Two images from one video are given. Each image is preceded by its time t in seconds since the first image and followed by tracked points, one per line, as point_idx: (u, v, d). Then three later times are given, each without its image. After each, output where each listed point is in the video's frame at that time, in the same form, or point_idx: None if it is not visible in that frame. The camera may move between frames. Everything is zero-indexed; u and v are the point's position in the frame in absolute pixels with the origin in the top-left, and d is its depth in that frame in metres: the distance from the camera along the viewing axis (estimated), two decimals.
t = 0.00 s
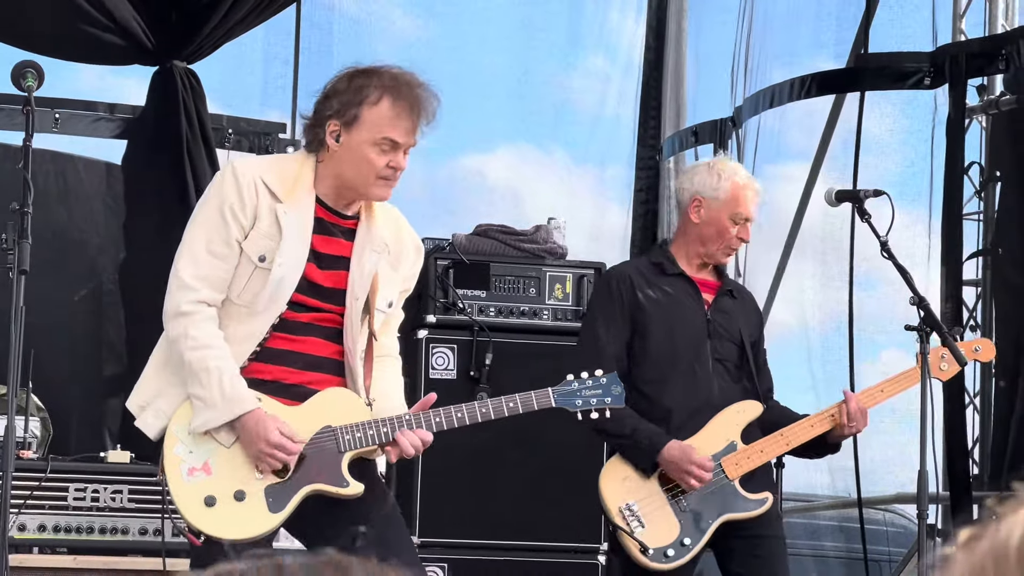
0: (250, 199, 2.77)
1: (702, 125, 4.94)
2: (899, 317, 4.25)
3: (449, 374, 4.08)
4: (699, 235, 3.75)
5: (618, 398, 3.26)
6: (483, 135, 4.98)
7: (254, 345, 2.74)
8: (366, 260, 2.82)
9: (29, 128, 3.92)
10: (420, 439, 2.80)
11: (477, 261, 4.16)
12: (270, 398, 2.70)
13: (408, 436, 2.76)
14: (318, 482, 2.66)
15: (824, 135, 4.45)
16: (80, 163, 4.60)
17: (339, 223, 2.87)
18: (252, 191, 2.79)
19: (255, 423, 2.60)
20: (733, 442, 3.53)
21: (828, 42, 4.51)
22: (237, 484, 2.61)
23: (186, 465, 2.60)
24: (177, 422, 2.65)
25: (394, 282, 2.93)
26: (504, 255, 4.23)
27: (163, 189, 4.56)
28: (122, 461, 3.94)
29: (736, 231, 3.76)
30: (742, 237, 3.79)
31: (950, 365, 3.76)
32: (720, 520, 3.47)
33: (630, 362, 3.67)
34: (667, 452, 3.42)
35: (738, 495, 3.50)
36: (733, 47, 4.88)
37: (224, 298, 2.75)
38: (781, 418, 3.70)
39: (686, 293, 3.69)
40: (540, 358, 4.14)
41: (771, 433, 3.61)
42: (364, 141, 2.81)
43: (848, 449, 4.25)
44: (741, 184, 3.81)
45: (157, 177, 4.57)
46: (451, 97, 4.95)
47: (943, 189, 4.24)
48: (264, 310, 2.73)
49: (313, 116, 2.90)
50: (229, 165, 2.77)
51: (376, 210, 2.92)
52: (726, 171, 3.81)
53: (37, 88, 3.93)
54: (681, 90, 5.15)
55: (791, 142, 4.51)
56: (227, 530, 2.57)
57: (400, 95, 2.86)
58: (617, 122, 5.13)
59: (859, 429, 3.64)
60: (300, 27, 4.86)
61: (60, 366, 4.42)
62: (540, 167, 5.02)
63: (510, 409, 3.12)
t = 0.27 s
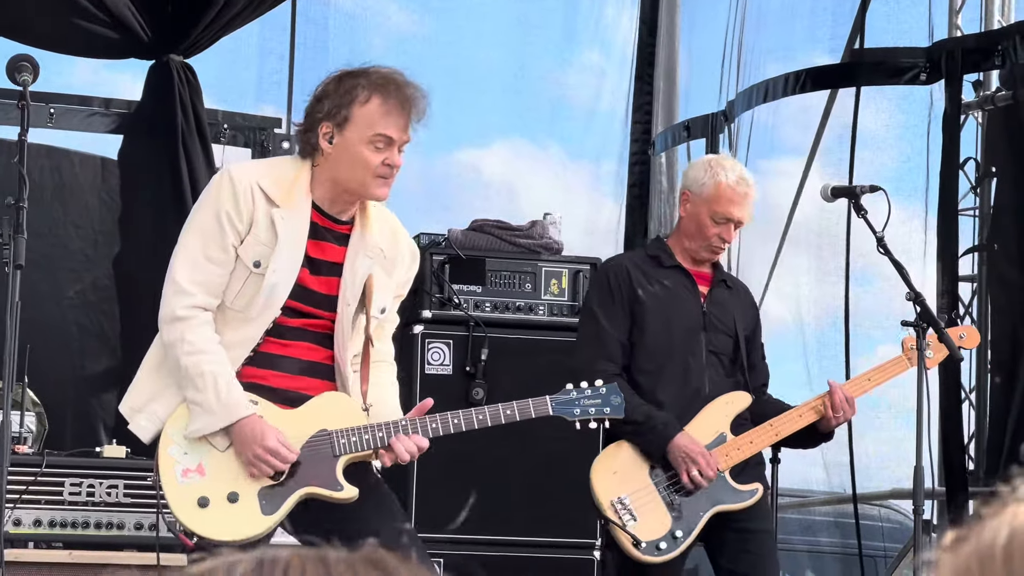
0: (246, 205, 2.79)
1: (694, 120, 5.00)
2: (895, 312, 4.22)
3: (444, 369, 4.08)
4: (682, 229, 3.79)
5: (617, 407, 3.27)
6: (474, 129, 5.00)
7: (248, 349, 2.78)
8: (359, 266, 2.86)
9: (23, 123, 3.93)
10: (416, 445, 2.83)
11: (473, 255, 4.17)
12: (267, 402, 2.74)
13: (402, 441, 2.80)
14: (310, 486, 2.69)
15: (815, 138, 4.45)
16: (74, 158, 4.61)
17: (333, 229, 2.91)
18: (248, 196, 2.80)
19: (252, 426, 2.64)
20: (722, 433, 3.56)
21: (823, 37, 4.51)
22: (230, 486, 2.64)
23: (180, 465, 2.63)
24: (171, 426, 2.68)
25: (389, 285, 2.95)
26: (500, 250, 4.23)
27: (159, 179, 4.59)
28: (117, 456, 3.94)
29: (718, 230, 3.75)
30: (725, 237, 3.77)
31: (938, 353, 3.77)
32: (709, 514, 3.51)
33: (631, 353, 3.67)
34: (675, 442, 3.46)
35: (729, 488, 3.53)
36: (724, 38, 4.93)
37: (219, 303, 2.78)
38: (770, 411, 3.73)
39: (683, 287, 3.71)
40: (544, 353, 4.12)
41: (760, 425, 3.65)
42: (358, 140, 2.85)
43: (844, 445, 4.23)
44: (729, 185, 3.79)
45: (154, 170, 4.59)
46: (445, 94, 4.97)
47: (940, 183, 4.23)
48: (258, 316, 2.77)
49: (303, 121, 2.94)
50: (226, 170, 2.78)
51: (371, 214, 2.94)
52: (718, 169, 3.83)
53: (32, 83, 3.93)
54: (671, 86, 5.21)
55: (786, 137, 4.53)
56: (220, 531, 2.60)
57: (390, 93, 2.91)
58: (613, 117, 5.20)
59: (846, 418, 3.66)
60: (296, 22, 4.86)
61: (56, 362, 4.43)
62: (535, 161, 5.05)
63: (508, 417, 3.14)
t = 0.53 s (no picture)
0: (239, 202, 2.79)
1: (690, 115, 5.01)
2: (892, 309, 4.24)
3: (441, 365, 4.07)
4: (684, 219, 3.79)
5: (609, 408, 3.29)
6: (471, 123, 5.04)
7: (241, 344, 2.78)
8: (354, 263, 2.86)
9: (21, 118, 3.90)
10: (404, 441, 2.83)
11: (471, 251, 4.16)
12: (258, 398, 2.75)
13: (390, 435, 2.80)
14: (301, 481, 2.70)
15: (813, 134, 4.48)
16: (70, 153, 4.60)
17: (327, 225, 2.91)
18: (242, 192, 2.80)
19: (241, 422, 2.65)
20: (716, 429, 3.55)
21: (821, 32, 4.54)
22: (220, 481, 2.65)
23: (171, 459, 2.65)
24: (163, 420, 2.69)
25: (382, 283, 2.97)
26: (496, 245, 4.24)
27: (155, 171, 4.61)
28: (113, 451, 3.94)
29: (724, 215, 3.76)
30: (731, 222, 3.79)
31: (932, 346, 3.78)
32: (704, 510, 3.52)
33: (623, 351, 3.67)
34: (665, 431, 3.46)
35: (720, 484, 3.54)
36: (719, 32, 4.94)
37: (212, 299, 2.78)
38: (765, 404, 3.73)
39: (677, 282, 3.71)
40: (541, 347, 4.14)
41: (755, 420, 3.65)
42: (353, 143, 2.85)
43: (841, 440, 4.25)
44: (730, 170, 3.82)
45: (152, 167, 4.61)
46: (445, 92, 5.01)
47: (937, 178, 4.24)
48: (249, 312, 2.77)
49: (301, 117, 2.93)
50: (219, 166, 2.78)
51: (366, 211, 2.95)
52: (713, 157, 3.84)
53: (29, 78, 3.92)
54: (664, 81, 5.20)
55: (785, 133, 4.56)
56: (209, 525, 2.61)
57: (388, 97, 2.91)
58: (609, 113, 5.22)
59: (840, 414, 3.66)
60: (293, 18, 4.87)
61: (52, 357, 4.43)
62: (532, 156, 5.09)
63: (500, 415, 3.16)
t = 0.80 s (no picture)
0: (239, 200, 2.79)
1: (688, 112, 5.02)
2: (889, 306, 4.24)
3: (440, 362, 4.07)
4: (680, 222, 3.78)
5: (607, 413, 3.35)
6: (468, 121, 5.04)
7: (240, 342, 2.78)
8: (352, 263, 2.86)
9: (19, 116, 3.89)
10: (401, 445, 2.84)
11: (468, 249, 4.17)
12: (255, 399, 2.75)
13: (387, 440, 2.81)
14: (297, 481, 2.70)
15: (812, 126, 4.51)
16: (68, 150, 4.61)
17: (326, 224, 2.91)
18: (242, 191, 2.80)
19: (242, 424, 2.65)
20: (718, 427, 3.56)
21: (819, 31, 4.55)
22: (216, 481, 2.65)
23: (166, 458, 2.65)
24: (160, 417, 2.69)
25: (381, 283, 2.97)
26: (494, 243, 4.23)
27: (153, 165, 4.56)
28: (112, 449, 3.94)
29: (719, 223, 3.74)
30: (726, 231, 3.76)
31: (932, 342, 3.77)
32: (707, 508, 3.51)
33: (625, 348, 3.68)
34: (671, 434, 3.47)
35: (721, 484, 3.53)
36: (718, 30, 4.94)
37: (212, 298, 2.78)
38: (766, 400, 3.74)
39: (677, 279, 3.71)
40: (538, 346, 4.14)
41: (757, 418, 3.65)
42: (353, 141, 2.85)
43: (838, 438, 4.28)
44: (730, 180, 3.77)
45: (148, 160, 4.58)
46: (443, 90, 5.02)
47: (933, 174, 4.25)
48: (249, 309, 2.77)
49: (301, 114, 2.94)
50: (219, 165, 2.77)
51: (365, 212, 2.95)
52: (716, 162, 3.80)
53: (27, 76, 3.94)
54: (658, 79, 5.24)
55: (783, 130, 4.58)
56: (203, 524, 2.60)
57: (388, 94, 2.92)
58: (605, 104, 5.25)
59: (841, 410, 3.67)
60: (290, 15, 4.88)
61: (50, 354, 4.45)
62: (528, 153, 5.10)
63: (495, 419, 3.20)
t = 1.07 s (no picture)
0: (239, 201, 2.79)
1: (688, 112, 5.02)
2: (887, 306, 4.25)
3: (439, 361, 4.08)
4: (680, 217, 3.80)
5: (611, 406, 3.37)
6: (468, 120, 5.04)
7: (241, 343, 2.78)
8: (353, 260, 2.86)
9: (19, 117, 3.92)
10: (404, 441, 2.83)
11: (467, 248, 4.16)
12: (258, 398, 2.75)
13: (390, 435, 2.81)
14: (300, 480, 2.72)
15: (811, 131, 4.49)
16: (67, 149, 4.62)
17: (325, 222, 2.91)
18: (241, 191, 2.81)
19: (240, 426, 2.65)
20: (721, 425, 3.57)
21: (818, 30, 4.56)
22: (219, 480, 2.67)
23: (169, 459, 2.66)
24: (161, 418, 2.70)
25: (380, 281, 2.96)
26: (493, 242, 4.23)
27: (154, 163, 4.58)
28: (111, 448, 3.94)
29: (716, 218, 3.75)
30: (724, 227, 3.78)
31: (936, 343, 3.80)
32: (707, 507, 3.52)
33: (626, 346, 3.67)
34: (669, 422, 3.47)
35: (722, 484, 3.55)
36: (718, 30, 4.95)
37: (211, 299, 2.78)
38: (770, 399, 3.74)
39: (681, 276, 3.72)
40: (538, 346, 4.13)
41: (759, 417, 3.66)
42: (354, 144, 2.85)
43: (836, 437, 4.29)
44: (728, 174, 3.79)
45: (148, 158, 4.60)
46: (443, 90, 5.01)
47: (932, 174, 4.25)
48: (249, 310, 2.77)
49: (302, 115, 2.94)
50: (218, 165, 2.78)
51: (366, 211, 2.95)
52: (715, 156, 3.83)
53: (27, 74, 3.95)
54: (659, 79, 5.24)
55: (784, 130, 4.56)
56: (208, 524, 2.62)
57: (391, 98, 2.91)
58: (608, 103, 5.26)
59: (844, 411, 3.68)
60: (290, 14, 4.87)
61: (49, 354, 4.45)
62: (526, 153, 5.09)
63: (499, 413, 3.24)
